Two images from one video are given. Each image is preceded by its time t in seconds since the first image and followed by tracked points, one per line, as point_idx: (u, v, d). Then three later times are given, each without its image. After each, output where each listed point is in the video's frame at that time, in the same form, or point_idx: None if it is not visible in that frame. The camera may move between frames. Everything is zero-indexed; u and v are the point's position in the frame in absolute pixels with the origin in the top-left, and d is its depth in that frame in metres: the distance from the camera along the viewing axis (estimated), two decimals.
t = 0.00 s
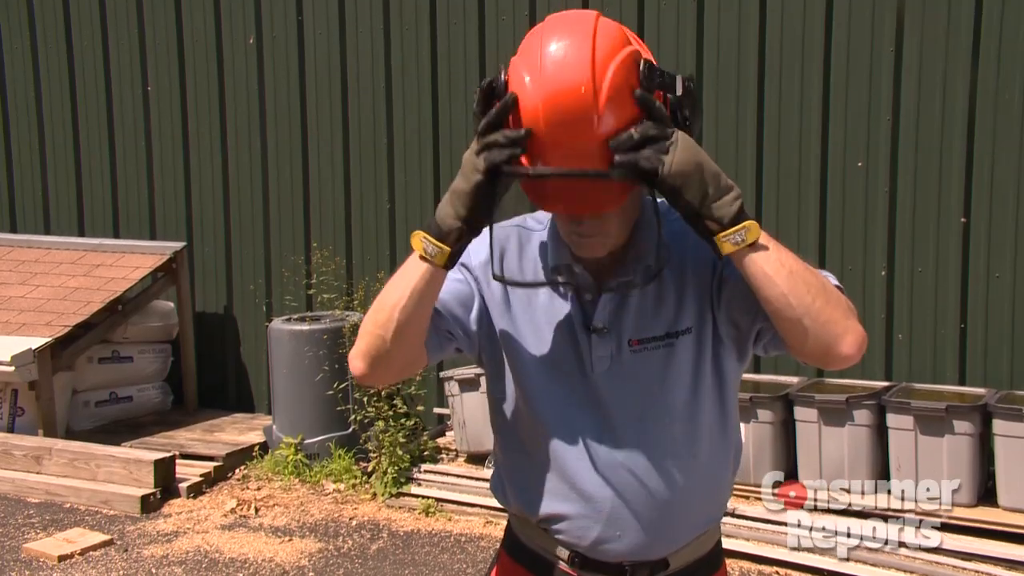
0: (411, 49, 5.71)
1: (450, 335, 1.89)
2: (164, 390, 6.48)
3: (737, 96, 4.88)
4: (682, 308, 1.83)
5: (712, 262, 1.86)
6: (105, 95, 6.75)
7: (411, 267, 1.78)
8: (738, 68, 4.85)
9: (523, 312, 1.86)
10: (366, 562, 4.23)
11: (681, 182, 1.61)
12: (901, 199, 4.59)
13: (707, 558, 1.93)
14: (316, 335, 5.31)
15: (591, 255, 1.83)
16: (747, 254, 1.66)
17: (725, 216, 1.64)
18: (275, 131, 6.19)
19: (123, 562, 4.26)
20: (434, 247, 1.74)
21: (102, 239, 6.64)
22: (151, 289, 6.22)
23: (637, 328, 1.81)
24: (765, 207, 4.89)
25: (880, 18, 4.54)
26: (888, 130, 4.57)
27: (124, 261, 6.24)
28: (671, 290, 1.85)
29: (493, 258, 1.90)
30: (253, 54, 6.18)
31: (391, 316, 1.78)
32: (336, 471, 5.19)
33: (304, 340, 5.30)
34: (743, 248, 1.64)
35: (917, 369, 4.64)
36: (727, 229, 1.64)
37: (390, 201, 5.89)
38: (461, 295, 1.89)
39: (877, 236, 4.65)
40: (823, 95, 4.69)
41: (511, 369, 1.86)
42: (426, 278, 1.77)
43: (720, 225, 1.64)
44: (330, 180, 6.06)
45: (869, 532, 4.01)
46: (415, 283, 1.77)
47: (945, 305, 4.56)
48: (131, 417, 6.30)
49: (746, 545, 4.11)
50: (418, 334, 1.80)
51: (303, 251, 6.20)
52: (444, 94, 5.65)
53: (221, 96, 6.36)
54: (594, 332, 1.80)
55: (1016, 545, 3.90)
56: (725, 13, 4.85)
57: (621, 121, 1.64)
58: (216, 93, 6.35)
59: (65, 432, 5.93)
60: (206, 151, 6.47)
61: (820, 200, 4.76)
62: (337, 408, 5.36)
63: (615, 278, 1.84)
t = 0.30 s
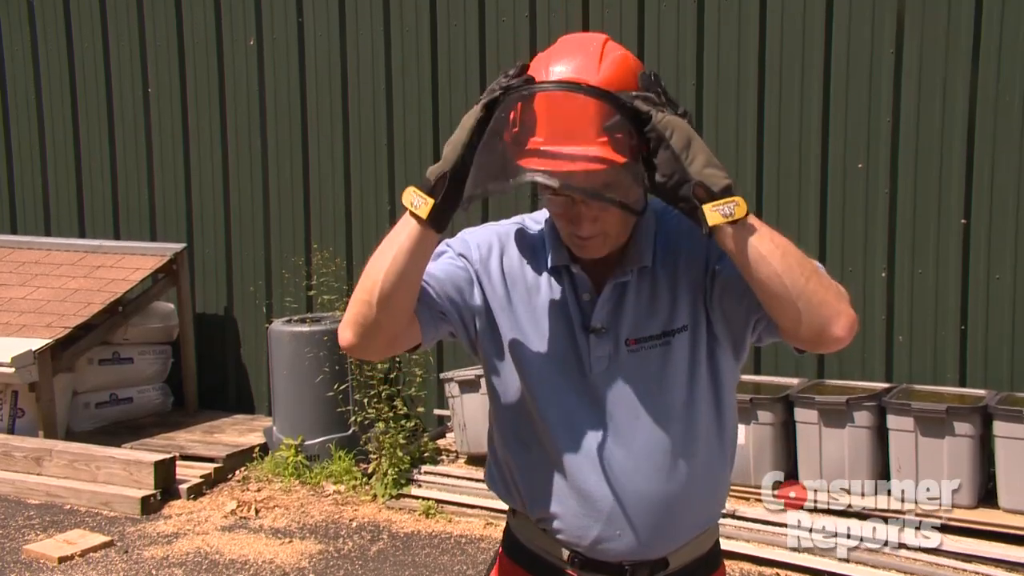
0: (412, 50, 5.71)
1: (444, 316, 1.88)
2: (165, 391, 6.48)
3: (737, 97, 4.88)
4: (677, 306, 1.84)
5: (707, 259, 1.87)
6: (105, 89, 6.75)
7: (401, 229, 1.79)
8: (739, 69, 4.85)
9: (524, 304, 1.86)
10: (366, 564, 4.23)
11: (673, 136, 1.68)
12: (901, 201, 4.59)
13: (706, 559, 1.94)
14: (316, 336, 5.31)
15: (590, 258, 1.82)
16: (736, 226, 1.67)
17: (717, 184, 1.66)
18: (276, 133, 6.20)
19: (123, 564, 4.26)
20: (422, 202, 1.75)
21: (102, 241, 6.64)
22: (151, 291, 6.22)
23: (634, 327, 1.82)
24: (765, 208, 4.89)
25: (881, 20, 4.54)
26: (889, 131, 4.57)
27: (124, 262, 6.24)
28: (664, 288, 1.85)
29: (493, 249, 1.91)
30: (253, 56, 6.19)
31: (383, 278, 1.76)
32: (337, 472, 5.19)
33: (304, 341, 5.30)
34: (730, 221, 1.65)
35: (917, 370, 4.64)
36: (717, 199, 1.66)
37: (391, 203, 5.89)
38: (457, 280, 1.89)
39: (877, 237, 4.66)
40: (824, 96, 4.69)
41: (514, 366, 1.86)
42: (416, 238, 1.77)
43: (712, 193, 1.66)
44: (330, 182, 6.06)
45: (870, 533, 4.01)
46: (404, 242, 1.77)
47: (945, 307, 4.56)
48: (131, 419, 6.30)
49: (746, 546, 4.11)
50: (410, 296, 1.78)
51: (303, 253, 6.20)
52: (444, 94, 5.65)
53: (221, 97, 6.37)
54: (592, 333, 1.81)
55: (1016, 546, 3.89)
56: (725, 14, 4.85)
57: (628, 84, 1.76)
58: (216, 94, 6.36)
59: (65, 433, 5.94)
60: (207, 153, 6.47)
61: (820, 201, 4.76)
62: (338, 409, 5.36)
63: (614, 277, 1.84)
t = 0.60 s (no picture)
0: (412, 51, 5.71)
1: (443, 318, 1.89)
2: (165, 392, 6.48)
3: (737, 97, 4.88)
4: (675, 305, 1.84)
5: (705, 257, 1.87)
6: (105, 82, 6.74)
7: (400, 237, 1.80)
8: (739, 69, 4.86)
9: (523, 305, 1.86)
10: (367, 565, 4.23)
11: (666, 131, 1.68)
12: (902, 202, 4.59)
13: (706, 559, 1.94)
14: (316, 337, 5.31)
15: (588, 252, 1.82)
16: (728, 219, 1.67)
17: (710, 178, 1.66)
18: (276, 134, 6.20)
19: (124, 565, 4.26)
20: (420, 209, 1.78)
21: (103, 242, 6.64)
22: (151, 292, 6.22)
23: (632, 327, 1.82)
24: (766, 209, 4.89)
25: (881, 20, 4.54)
26: (889, 132, 4.57)
27: (125, 263, 6.24)
28: (662, 287, 1.85)
29: (492, 252, 1.91)
30: (254, 57, 6.19)
31: (379, 289, 1.78)
32: (337, 473, 5.19)
33: (305, 342, 5.30)
34: (722, 215, 1.67)
35: (918, 371, 4.63)
36: (710, 193, 1.66)
37: (391, 204, 5.90)
38: (456, 283, 1.89)
39: (878, 238, 4.66)
40: (824, 97, 4.69)
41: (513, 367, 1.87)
42: (414, 244, 1.78)
43: (706, 187, 1.66)
44: (331, 182, 6.06)
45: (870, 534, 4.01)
46: (402, 251, 1.78)
47: (946, 307, 4.56)
48: (131, 420, 6.30)
49: (746, 547, 4.11)
50: (408, 305, 1.79)
51: (304, 254, 6.20)
52: (444, 95, 5.65)
53: (222, 97, 6.37)
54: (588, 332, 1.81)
55: (1015, 547, 3.89)
56: (726, 14, 4.85)
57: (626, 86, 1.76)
58: (217, 94, 6.36)
59: (66, 434, 5.94)
60: (207, 153, 6.47)
61: (820, 202, 4.76)
62: (338, 410, 5.35)
63: (611, 275, 1.83)
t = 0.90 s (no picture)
0: (413, 51, 5.71)
1: (421, 293, 1.94)
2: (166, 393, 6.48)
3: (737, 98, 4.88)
4: (680, 301, 1.84)
5: (719, 257, 1.84)
6: (106, 82, 6.74)
7: (367, 188, 1.87)
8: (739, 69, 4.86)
9: (523, 293, 1.91)
10: (367, 566, 4.23)
11: (741, 101, 1.71)
12: (902, 203, 4.59)
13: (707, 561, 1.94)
14: (317, 338, 5.31)
15: (589, 242, 1.86)
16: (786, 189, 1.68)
17: (775, 148, 1.67)
18: (277, 134, 6.20)
19: (124, 566, 4.26)
20: (391, 163, 1.85)
21: (104, 242, 6.64)
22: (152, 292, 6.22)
23: (635, 323, 1.83)
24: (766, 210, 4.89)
25: (882, 21, 4.54)
26: (890, 132, 4.57)
27: (125, 264, 6.24)
28: (667, 283, 1.86)
29: (489, 249, 1.98)
30: (255, 58, 6.19)
31: (353, 239, 1.84)
32: (338, 474, 5.18)
33: (305, 343, 5.30)
34: (783, 185, 1.67)
35: (918, 371, 4.63)
36: (771, 163, 1.67)
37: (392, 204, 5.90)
38: (446, 267, 1.95)
39: (878, 238, 4.66)
40: (824, 98, 4.69)
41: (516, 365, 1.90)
42: (380, 194, 1.86)
43: (767, 158, 1.68)
44: (331, 183, 6.06)
45: (871, 535, 4.01)
46: (372, 201, 1.86)
47: (947, 308, 4.56)
48: (132, 420, 6.29)
49: (747, 548, 4.10)
50: (382, 256, 1.86)
51: (304, 254, 6.20)
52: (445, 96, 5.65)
53: (223, 97, 6.37)
54: (589, 326, 1.84)
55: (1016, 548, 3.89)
56: (726, 14, 4.85)
57: (630, 72, 1.84)
58: (218, 94, 6.36)
59: (66, 435, 5.94)
60: (208, 154, 6.47)
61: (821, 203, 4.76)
62: (339, 411, 5.35)
63: (614, 271, 1.86)
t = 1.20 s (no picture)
0: (413, 52, 5.72)
1: (432, 267, 1.96)
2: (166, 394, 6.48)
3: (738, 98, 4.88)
4: (682, 296, 1.85)
5: (719, 251, 1.86)
6: (107, 82, 6.74)
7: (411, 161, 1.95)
8: (740, 69, 4.85)
9: (533, 280, 1.94)
10: (368, 566, 4.23)
11: (695, 99, 1.81)
12: (903, 204, 4.59)
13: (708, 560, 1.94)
14: (318, 339, 5.30)
15: (594, 235, 1.89)
16: (767, 167, 1.78)
17: (741, 130, 1.77)
18: (278, 134, 6.20)
19: (124, 566, 4.26)
20: (439, 142, 1.92)
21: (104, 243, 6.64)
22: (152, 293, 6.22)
23: (637, 317, 1.84)
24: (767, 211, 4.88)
25: (882, 22, 4.54)
26: (890, 134, 4.57)
27: (126, 265, 6.24)
28: (670, 278, 1.87)
29: (505, 239, 2.01)
30: (256, 59, 6.20)
31: (386, 208, 1.90)
32: (338, 475, 5.18)
33: (306, 344, 5.30)
34: (761, 160, 1.76)
35: (919, 372, 4.63)
36: (742, 145, 1.77)
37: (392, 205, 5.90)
38: (459, 250, 1.98)
39: (879, 239, 4.65)
40: (825, 99, 4.69)
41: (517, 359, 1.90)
42: (422, 171, 1.93)
43: (736, 142, 1.77)
44: (332, 184, 6.06)
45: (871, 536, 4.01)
46: (413, 174, 1.92)
47: (947, 309, 4.56)
48: (132, 421, 6.29)
49: (747, 549, 4.10)
50: (406, 229, 1.91)
51: (305, 255, 6.20)
52: (445, 97, 5.66)
53: (223, 98, 6.37)
54: (592, 320, 1.86)
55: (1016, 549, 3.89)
56: (727, 14, 4.85)
57: (637, 66, 1.86)
58: (218, 91, 6.37)
59: (67, 436, 5.94)
60: (209, 154, 6.47)
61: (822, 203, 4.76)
62: (339, 412, 5.34)
63: (618, 265, 1.89)
